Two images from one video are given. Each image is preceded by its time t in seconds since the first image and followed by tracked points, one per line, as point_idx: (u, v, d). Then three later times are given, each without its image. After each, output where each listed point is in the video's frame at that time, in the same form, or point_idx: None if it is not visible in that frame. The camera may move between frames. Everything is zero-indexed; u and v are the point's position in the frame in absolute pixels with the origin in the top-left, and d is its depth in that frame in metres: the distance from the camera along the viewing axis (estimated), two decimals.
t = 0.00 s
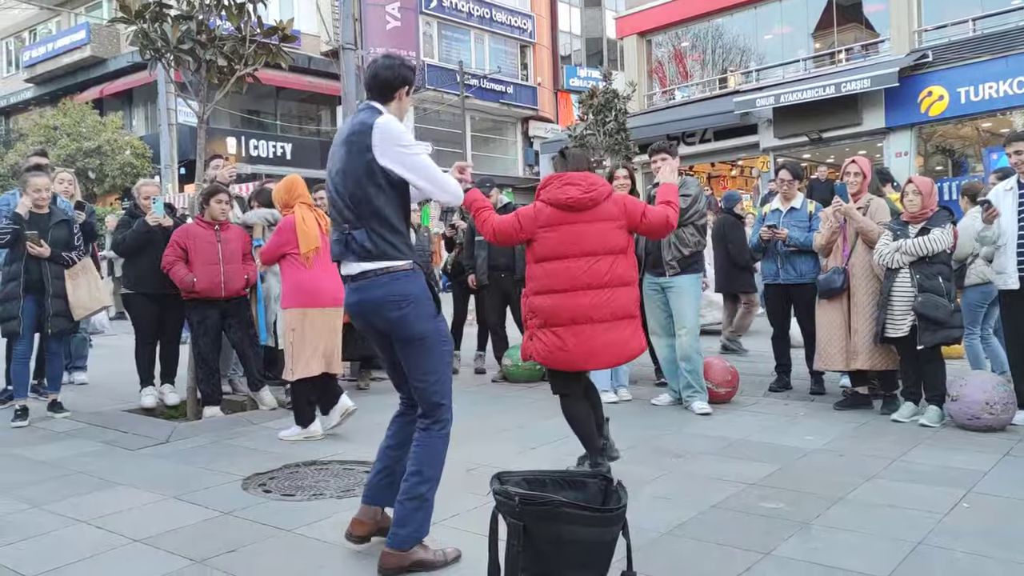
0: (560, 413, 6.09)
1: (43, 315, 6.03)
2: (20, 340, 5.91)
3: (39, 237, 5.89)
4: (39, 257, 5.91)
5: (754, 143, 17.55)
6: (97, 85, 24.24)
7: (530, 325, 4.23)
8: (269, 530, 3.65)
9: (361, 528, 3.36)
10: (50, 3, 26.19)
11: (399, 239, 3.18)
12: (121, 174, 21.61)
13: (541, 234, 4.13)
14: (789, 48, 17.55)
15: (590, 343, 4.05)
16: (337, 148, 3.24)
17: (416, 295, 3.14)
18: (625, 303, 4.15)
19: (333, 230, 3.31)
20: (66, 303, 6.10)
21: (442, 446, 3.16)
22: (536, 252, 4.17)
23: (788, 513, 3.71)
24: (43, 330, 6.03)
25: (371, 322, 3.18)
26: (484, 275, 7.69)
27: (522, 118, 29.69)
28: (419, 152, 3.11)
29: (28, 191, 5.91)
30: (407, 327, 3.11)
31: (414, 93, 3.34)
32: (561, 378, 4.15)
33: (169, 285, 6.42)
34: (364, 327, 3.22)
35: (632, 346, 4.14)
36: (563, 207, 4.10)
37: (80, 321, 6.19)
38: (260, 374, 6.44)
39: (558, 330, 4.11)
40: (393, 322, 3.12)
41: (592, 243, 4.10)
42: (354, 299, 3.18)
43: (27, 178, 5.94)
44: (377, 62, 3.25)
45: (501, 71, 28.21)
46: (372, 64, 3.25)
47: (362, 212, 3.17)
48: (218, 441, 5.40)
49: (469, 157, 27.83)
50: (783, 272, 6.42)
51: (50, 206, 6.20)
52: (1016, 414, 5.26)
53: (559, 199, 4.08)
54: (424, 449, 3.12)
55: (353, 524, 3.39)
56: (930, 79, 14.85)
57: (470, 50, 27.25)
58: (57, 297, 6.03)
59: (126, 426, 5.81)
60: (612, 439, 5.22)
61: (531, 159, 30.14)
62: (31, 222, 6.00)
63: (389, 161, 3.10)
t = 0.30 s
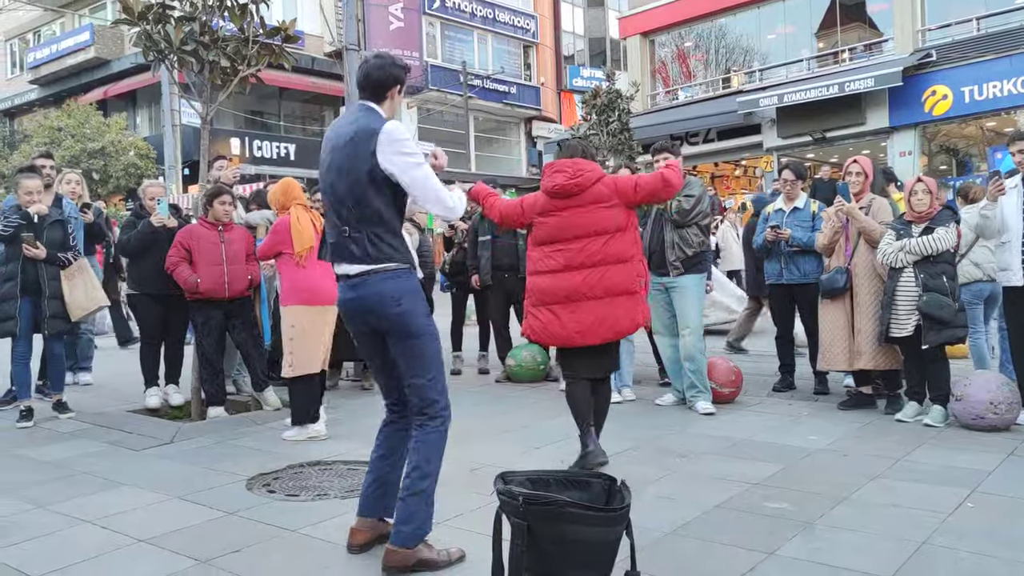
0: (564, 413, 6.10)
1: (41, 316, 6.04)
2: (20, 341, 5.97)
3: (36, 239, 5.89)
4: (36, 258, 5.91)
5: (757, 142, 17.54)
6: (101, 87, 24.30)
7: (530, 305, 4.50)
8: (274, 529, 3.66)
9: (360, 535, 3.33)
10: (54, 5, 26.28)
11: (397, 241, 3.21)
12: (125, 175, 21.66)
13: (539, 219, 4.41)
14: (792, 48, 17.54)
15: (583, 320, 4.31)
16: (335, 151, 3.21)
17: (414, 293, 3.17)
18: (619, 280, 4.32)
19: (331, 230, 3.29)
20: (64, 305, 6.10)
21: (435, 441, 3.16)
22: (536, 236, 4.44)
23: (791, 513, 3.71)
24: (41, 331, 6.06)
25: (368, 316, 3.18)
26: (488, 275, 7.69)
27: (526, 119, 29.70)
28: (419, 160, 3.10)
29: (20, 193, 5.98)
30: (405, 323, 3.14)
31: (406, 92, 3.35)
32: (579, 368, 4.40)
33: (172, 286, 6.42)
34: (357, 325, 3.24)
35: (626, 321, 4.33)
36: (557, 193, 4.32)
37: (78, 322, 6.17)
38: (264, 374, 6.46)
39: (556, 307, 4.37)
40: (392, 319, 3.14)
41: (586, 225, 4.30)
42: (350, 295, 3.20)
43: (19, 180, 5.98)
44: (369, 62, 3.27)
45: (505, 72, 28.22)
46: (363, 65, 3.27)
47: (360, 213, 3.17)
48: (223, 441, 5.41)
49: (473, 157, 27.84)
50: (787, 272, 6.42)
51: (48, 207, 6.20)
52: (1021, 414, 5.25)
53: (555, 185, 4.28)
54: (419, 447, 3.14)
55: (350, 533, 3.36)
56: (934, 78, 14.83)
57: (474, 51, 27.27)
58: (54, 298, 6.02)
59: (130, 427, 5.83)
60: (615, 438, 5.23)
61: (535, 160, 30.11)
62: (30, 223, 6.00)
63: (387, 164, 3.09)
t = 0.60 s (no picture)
0: (568, 413, 6.11)
1: (42, 318, 6.05)
2: (20, 342, 5.97)
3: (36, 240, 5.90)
4: (35, 260, 5.92)
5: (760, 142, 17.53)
6: (105, 88, 24.37)
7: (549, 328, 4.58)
8: (277, 530, 3.67)
9: (362, 535, 3.33)
10: (58, 6, 26.35)
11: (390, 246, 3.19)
12: (129, 176, 21.72)
13: (550, 242, 4.50)
14: (795, 47, 17.54)
15: (593, 338, 4.34)
16: (333, 157, 3.27)
17: (402, 304, 3.17)
18: (624, 299, 4.37)
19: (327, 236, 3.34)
20: (64, 306, 6.16)
21: (456, 429, 3.29)
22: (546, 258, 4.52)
23: (794, 513, 3.71)
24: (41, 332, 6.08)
25: (358, 333, 3.22)
26: (490, 276, 7.69)
27: (529, 119, 29.72)
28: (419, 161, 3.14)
29: (18, 195, 5.99)
30: (393, 336, 3.16)
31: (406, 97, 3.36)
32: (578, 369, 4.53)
33: (174, 288, 6.41)
34: (351, 338, 3.28)
35: (634, 338, 4.36)
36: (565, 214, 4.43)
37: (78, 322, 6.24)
38: (267, 375, 6.48)
39: (570, 326, 4.43)
40: (383, 331, 3.16)
41: (594, 244, 4.40)
42: (340, 307, 3.22)
43: (18, 183, 6.00)
44: (370, 67, 3.26)
45: (507, 72, 28.24)
46: (364, 70, 3.27)
47: (356, 220, 3.19)
48: (227, 442, 5.42)
49: (476, 157, 27.86)
50: (789, 272, 6.42)
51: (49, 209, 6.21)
52: None
53: (562, 205, 4.40)
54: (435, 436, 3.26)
55: (353, 534, 3.35)
56: (937, 77, 14.81)
57: (476, 51, 27.29)
58: (55, 300, 6.07)
59: (134, 427, 5.84)
60: (618, 438, 5.23)
61: (538, 160, 30.12)
62: (31, 224, 6.02)
63: (388, 171, 3.13)
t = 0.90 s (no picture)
0: (570, 413, 6.11)
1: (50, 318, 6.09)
2: (28, 343, 6.01)
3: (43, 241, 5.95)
4: (42, 261, 5.97)
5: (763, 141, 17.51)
6: (109, 89, 24.41)
7: (562, 312, 4.70)
8: (279, 530, 3.68)
9: (366, 535, 3.35)
10: (62, 7, 26.40)
11: (390, 237, 3.21)
12: (133, 176, 21.75)
13: (564, 228, 4.59)
14: (798, 46, 17.53)
15: (620, 320, 4.59)
16: (340, 147, 3.29)
17: (395, 296, 3.17)
18: (642, 275, 4.72)
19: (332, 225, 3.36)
20: (72, 306, 6.17)
21: (457, 430, 3.26)
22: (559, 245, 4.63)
23: (796, 512, 3.71)
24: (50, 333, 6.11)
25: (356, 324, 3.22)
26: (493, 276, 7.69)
27: (531, 119, 29.73)
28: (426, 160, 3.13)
29: (23, 197, 6.02)
30: (391, 328, 3.15)
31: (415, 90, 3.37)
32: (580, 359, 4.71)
33: (178, 288, 6.44)
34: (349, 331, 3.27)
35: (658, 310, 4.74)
36: (579, 201, 4.58)
37: (88, 322, 6.24)
38: (270, 375, 6.49)
39: (592, 311, 4.61)
40: (378, 322, 3.16)
41: (611, 228, 4.63)
42: (338, 297, 3.23)
43: (23, 184, 6.02)
44: (378, 61, 3.27)
45: (510, 71, 28.25)
46: (373, 64, 3.28)
47: (360, 210, 3.19)
48: (230, 442, 5.43)
49: (479, 157, 27.89)
50: (791, 270, 6.42)
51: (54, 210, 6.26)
52: None
53: (573, 193, 4.55)
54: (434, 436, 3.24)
55: (356, 533, 3.37)
56: (940, 75, 14.76)
57: (479, 51, 27.30)
58: (63, 300, 6.11)
59: (138, 428, 5.86)
60: (620, 438, 5.23)
61: (541, 159, 30.11)
62: (37, 224, 6.05)
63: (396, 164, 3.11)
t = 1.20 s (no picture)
0: (573, 411, 6.11)
1: (58, 317, 6.09)
2: (37, 342, 6.03)
3: (52, 239, 5.97)
4: (51, 259, 5.97)
5: (768, 138, 17.49)
6: (113, 89, 24.47)
7: (563, 311, 4.74)
8: (284, 528, 3.69)
9: (369, 534, 3.35)
10: (66, 8, 26.47)
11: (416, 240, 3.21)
12: (137, 176, 21.81)
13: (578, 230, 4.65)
14: (802, 43, 17.50)
15: (622, 324, 4.79)
16: (359, 150, 3.25)
17: (424, 302, 3.18)
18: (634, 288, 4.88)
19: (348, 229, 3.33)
20: (82, 304, 6.16)
21: (458, 444, 3.16)
22: (569, 246, 4.67)
23: (800, 508, 3.71)
24: (59, 331, 6.12)
25: (374, 328, 3.21)
26: (497, 274, 7.68)
27: (535, 117, 29.73)
28: (446, 148, 3.03)
29: (31, 196, 6.03)
30: (409, 334, 3.14)
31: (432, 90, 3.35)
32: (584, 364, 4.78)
33: (183, 287, 6.45)
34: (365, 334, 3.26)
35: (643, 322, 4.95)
36: (595, 206, 4.69)
37: (98, 320, 6.22)
38: (275, 374, 6.48)
39: (592, 315, 4.71)
40: (398, 326, 3.15)
41: (615, 237, 4.77)
42: (358, 299, 3.22)
43: (31, 184, 6.03)
44: (393, 62, 3.25)
45: (514, 70, 28.25)
46: (387, 65, 3.26)
47: (383, 214, 3.18)
48: (235, 441, 5.44)
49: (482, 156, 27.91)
50: (795, 266, 6.40)
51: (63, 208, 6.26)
52: None
53: (588, 197, 4.65)
54: (438, 451, 3.13)
55: (361, 531, 3.38)
56: (945, 72, 14.70)
57: (483, 50, 27.30)
58: (72, 298, 6.09)
59: (143, 427, 5.87)
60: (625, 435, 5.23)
61: (544, 158, 30.09)
62: (46, 223, 6.05)
63: (418, 166, 3.09)
